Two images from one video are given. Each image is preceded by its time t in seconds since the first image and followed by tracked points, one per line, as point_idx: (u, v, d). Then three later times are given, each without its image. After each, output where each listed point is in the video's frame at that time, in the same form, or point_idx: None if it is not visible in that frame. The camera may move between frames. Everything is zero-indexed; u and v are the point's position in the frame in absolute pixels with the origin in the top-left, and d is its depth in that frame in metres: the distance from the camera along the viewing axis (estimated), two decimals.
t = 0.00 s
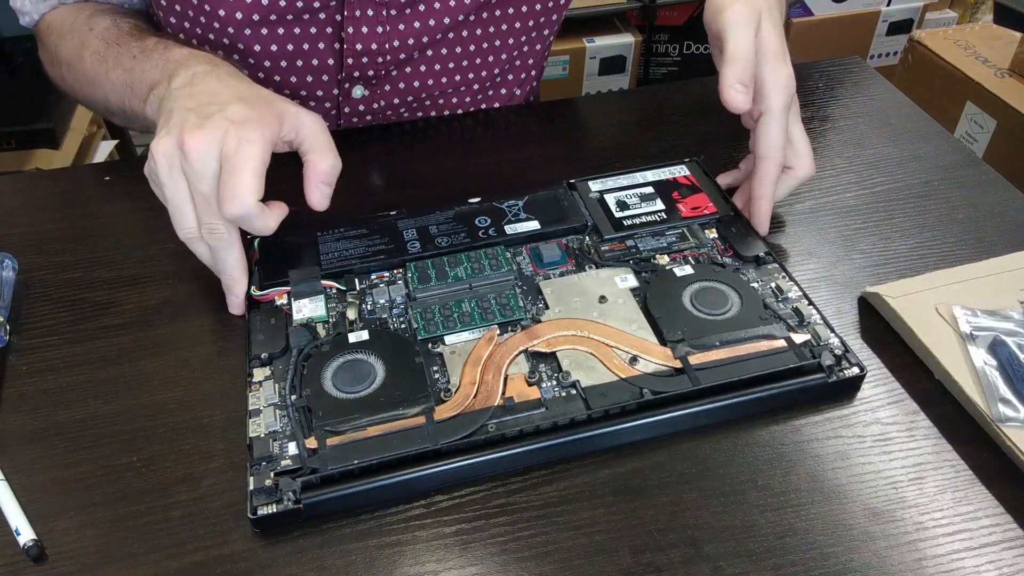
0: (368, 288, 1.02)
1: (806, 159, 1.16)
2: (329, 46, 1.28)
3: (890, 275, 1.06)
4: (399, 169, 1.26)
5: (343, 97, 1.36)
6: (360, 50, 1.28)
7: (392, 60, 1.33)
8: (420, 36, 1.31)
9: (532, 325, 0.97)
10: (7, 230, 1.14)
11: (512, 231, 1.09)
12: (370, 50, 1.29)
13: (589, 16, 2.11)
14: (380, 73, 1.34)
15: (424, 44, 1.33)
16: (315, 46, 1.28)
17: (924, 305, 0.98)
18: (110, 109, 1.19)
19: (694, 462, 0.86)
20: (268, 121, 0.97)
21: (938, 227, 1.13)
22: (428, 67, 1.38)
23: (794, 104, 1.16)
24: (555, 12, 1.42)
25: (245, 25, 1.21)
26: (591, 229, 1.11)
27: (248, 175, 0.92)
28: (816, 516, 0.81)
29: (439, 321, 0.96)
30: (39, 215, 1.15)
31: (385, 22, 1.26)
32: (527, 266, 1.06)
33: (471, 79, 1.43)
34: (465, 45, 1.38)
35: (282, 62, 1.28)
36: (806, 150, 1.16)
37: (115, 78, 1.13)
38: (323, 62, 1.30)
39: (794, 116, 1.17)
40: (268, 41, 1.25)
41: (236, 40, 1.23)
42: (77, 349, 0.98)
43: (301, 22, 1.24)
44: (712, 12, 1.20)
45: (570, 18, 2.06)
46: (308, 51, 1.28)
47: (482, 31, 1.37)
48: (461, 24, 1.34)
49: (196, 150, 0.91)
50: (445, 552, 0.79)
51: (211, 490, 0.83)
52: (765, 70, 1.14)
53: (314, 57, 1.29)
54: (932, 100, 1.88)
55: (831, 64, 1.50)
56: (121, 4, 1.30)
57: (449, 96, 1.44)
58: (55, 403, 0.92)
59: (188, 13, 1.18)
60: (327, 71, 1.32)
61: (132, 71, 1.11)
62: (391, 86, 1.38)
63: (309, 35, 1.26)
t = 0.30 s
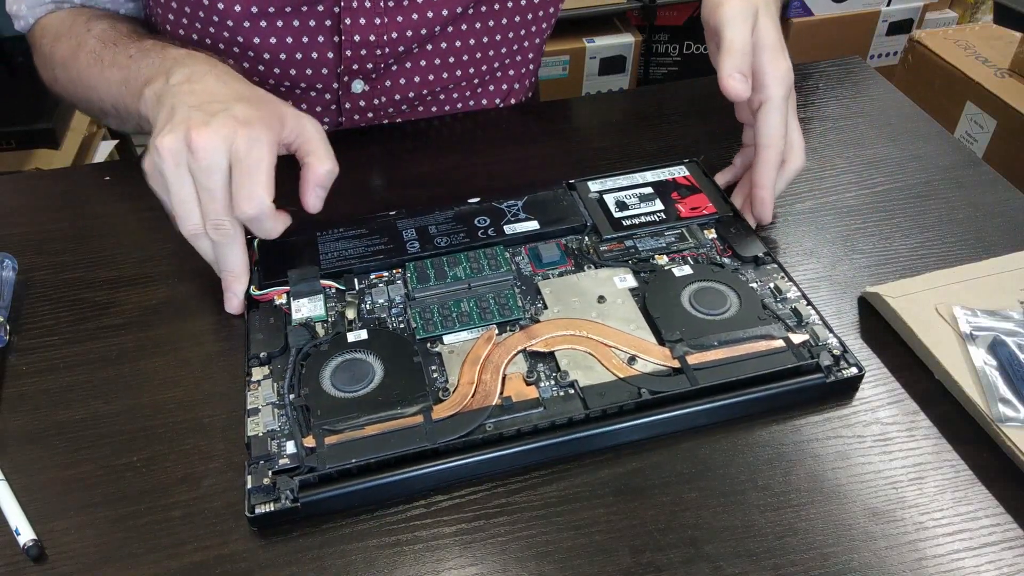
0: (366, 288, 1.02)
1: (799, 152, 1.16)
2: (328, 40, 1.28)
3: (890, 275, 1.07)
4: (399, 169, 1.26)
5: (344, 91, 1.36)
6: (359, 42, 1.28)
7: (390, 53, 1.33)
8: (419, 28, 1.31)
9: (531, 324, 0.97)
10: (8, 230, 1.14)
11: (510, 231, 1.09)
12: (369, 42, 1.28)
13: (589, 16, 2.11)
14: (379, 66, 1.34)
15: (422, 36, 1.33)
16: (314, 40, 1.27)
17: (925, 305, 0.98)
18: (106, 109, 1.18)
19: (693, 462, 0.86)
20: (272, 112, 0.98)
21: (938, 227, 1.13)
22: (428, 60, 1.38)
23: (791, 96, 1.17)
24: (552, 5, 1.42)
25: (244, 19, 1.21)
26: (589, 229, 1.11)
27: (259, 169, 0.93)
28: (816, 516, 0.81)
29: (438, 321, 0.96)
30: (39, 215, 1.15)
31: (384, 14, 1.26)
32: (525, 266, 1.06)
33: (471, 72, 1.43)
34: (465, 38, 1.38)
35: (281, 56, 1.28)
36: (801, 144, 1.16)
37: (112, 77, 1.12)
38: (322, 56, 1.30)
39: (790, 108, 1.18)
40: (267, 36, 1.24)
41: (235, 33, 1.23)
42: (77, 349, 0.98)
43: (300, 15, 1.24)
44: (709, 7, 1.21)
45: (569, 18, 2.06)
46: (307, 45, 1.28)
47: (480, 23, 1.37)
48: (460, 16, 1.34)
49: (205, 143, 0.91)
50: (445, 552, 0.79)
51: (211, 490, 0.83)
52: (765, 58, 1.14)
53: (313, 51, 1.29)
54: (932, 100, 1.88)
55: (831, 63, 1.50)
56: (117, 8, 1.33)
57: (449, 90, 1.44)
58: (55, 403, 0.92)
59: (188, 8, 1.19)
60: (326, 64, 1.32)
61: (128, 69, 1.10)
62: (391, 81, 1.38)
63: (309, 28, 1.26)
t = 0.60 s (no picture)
0: (365, 288, 1.02)
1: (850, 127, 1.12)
2: (319, 54, 1.29)
3: (890, 275, 1.06)
4: (399, 170, 1.26)
5: (337, 102, 1.34)
6: (350, 53, 1.28)
7: (382, 62, 1.34)
8: (410, 37, 1.32)
9: (530, 324, 0.97)
10: (8, 230, 1.14)
11: (509, 231, 1.09)
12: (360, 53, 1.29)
13: (589, 16, 2.11)
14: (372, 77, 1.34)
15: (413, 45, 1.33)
16: (304, 54, 1.28)
17: (924, 305, 0.98)
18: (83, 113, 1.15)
19: (693, 462, 0.86)
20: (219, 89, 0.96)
21: (938, 227, 1.13)
22: (421, 69, 1.38)
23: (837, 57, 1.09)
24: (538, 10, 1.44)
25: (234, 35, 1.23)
26: (588, 229, 1.11)
27: (212, 128, 0.89)
28: (816, 516, 0.81)
29: (437, 322, 0.96)
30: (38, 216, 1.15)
31: (373, 23, 1.27)
32: (524, 266, 1.06)
33: (466, 79, 1.43)
34: (456, 45, 1.38)
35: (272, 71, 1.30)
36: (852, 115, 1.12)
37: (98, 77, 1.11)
38: (314, 68, 1.31)
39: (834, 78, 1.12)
40: (258, 51, 1.26)
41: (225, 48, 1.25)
42: (76, 349, 0.98)
43: (290, 29, 1.25)
44: None
45: (569, 18, 2.06)
46: (298, 58, 1.29)
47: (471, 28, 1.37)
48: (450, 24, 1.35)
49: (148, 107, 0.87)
50: (445, 552, 0.79)
51: (211, 490, 0.83)
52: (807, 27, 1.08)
53: (305, 65, 1.30)
54: (932, 100, 1.88)
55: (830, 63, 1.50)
56: (103, 29, 1.33)
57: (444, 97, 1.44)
58: (55, 403, 0.92)
59: (178, 29, 1.22)
60: (318, 77, 1.33)
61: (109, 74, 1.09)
62: (385, 91, 1.37)
63: (298, 43, 1.27)
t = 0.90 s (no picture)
0: (365, 288, 1.03)
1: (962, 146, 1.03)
2: (294, 65, 1.30)
3: (891, 275, 1.06)
4: (398, 170, 1.26)
5: (316, 108, 1.33)
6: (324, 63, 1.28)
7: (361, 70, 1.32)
8: (386, 45, 1.31)
9: (530, 324, 0.97)
10: (7, 231, 1.14)
11: (510, 231, 1.09)
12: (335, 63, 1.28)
13: (589, 16, 2.11)
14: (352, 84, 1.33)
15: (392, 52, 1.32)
16: (280, 65, 1.30)
17: (924, 305, 0.98)
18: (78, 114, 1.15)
19: (694, 462, 0.86)
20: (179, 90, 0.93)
21: (939, 227, 1.13)
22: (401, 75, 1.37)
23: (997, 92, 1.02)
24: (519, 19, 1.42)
25: (208, 49, 1.25)
26: (588, 229, 1.11)
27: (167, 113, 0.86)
28: (817, 516, 0.81)
29: (436, 322, 0.96)
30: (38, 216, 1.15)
31: (347, 32, 1.26)
32: (524, 267, 1.06)
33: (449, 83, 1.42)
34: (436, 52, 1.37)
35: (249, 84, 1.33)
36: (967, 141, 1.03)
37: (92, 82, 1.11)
38: (292, 79, 1.32)
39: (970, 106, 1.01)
40: (234, 65, 1.28)
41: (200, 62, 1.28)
42: (76, 349, 0.98)
43: (263, 41, 1.26)
44: None
45: (569, 18, 2.06)
46: (276, 70, 1.30)
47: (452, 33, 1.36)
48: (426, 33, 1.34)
49: (101, 101, 0.84)
50: (445, 552, 0.79)
51: (211, 490, 0.83)
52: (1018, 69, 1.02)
53: (282, 76, 1.31)
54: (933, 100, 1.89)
55: (830, 64, 1.50)
56: (82, 44, 1.34)
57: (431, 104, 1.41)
58: (54, 403, 0.92)
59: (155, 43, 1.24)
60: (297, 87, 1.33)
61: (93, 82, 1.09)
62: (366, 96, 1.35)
63: (273, 55, 1.28)
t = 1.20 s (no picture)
0: (366, 288, 1.03)
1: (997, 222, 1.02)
2: (284, 73, 1.30)
3: (891, 275, 1.06)
4: (399, 171, 1.26)
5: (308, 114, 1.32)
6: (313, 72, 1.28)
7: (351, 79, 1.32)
8: (377, 54, 1.30)
9: (530, 324, 0.97)
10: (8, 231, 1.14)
11: (510, 231, 1.10)
12: (324, 72, 1.29)
13: (588, 16, 2.11)
14: (343, 93, 1.33)
15: (382, 62, 1.32)
16: (270, 74, 1.30)
17: (924, 306, 0.98)
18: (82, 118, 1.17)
19: (694, 462, 0.86)
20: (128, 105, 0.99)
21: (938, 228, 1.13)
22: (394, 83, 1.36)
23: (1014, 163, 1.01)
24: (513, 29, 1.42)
25: (199, 58, 1.26)
26: (589, 229, 1.11)
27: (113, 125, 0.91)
28: (817, 516, 0.81)
29: (436, 322, 0.96)
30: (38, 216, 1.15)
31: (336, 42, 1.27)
32: (524, 267, 1.06)
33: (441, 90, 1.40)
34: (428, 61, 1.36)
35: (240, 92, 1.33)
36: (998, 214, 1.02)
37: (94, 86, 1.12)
38: (282, 88, 1.32)
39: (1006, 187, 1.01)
40: (225, 73, 1.29)
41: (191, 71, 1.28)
42: (76, 349, 0.98)
43: (253, 51, 1.26)
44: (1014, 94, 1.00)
45: (569, 17, 2.06)
46: (266, 79, 1.31)
47: (445, 43, 1.36)
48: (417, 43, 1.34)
49: (47, 114, 0.90)
50: (445, 552, 0.79)
51: (211, 490, 0.83)
52: None
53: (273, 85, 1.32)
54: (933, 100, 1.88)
55: (830, 64, 1.50)
56: (72, 47, 1.34)
57: (424, 110, 1.40)
58: (55, 403, 0.92)
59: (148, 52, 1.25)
60: (288, 96, 1.33)
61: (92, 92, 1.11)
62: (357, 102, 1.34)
63: (262, 64, 1.28)
